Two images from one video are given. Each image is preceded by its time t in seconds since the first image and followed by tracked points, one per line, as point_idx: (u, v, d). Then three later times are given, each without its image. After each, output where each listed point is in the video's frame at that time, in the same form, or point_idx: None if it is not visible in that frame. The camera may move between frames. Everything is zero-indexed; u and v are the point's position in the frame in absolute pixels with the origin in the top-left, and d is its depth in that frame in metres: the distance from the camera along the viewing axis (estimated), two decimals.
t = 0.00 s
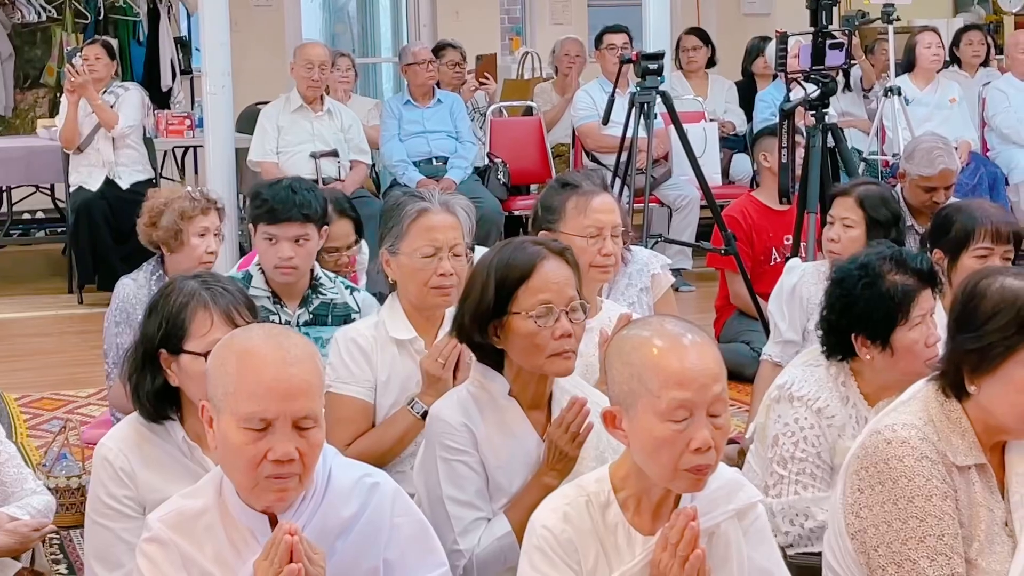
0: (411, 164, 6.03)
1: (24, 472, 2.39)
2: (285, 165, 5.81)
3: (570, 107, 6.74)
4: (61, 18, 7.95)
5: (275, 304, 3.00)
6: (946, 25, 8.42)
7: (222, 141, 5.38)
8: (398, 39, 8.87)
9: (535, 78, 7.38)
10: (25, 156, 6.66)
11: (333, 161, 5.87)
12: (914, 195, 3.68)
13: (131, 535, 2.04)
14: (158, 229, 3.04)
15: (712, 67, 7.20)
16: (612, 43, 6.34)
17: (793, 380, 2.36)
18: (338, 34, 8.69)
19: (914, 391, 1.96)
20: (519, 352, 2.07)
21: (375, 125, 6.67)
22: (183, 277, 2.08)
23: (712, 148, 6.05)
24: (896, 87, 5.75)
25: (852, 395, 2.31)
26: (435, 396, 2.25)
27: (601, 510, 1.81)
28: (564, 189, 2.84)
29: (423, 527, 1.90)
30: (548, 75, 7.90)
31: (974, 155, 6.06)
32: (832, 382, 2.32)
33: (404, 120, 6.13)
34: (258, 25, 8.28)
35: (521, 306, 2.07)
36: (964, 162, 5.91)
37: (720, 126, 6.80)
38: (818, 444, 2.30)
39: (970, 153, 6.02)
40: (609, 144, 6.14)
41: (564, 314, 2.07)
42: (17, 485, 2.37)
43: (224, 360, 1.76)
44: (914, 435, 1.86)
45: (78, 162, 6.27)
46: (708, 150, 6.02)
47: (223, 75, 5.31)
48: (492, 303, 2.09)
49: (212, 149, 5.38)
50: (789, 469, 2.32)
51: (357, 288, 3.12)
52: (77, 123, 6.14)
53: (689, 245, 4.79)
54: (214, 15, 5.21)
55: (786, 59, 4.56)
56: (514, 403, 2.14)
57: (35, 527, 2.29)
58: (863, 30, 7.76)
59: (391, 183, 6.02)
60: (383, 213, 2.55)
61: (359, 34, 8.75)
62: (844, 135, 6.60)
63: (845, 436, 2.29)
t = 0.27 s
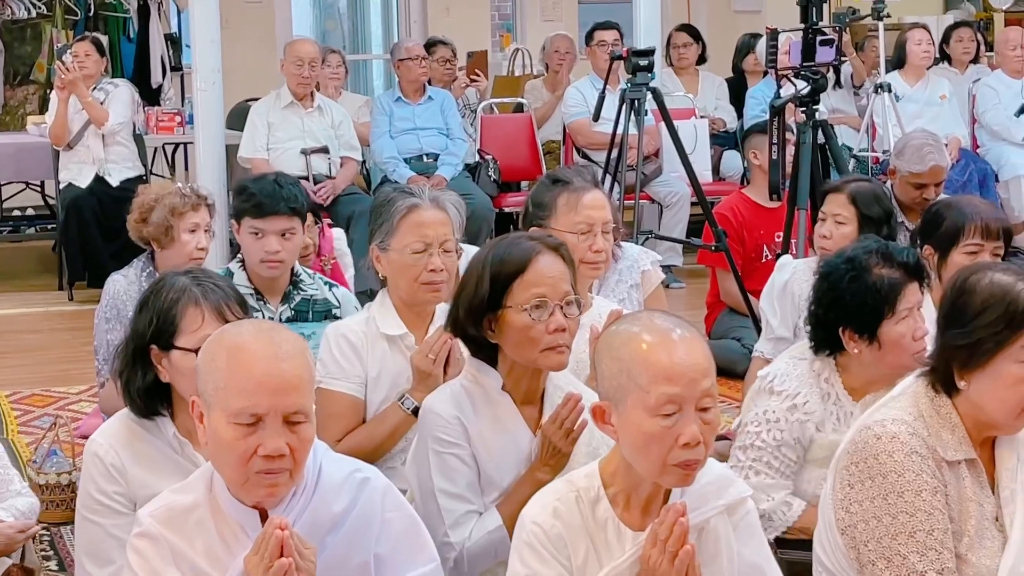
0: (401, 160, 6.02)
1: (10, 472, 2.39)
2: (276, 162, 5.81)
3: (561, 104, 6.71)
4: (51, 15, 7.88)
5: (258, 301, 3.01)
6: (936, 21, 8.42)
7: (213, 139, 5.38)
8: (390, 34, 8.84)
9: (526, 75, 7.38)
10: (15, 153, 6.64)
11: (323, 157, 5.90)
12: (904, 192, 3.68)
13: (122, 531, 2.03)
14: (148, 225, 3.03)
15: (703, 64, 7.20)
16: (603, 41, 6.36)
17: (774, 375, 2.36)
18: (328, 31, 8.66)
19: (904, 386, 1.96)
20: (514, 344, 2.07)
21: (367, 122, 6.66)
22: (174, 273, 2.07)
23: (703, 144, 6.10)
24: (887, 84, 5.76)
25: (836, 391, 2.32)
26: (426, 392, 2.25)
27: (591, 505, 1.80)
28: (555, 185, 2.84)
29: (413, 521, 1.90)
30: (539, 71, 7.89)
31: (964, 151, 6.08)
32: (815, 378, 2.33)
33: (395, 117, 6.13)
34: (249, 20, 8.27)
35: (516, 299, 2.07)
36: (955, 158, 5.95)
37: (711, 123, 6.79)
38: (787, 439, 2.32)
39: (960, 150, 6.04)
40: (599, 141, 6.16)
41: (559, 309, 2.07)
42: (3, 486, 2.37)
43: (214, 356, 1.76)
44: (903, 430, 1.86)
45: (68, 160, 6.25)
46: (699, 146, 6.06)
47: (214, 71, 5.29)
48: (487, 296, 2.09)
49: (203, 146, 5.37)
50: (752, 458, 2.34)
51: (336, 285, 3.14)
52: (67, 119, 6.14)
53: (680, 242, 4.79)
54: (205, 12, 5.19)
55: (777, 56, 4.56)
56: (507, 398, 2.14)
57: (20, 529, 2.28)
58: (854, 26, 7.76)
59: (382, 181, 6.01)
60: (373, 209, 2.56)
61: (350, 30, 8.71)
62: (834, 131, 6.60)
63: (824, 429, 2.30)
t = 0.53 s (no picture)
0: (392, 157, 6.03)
1: None
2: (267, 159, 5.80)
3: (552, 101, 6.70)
4: (42, 11, 7.91)
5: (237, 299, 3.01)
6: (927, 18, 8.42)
7: (202, 136, 5.37)
8: (380, 35, 8.78)
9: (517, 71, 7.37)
10: (5, 149, 6.63)
11: (313, 154, 5.88)
12: (894, 188, 3.69)
13: (111, 527, 2.03)
14: (139, 220, 3.03)
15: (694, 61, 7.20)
16: (593, 37, 6.36)
17: (755, 366, 2.40)
18: (319, 27, 8.60)
19: (894, 383, 1.97)
20: (512, 340, 2.07)
21: (357, 119, 6.66)
22: (165, 269, 2.07)
23: (694, 141, 6.11)
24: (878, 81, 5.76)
25: (817, 385, 2.34)
26: (417, 388, 2.24)
27: (581, 502, 1.80)
28: (546, 181, 2.84)
29: (404, 517, 1.90)
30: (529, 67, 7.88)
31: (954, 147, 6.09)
32: (795, 371, 2.36)
33: (386, 114, 6.13)
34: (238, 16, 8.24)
35: (517, 294, 2.07)
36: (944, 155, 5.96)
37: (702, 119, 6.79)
38: (762, 432, 2.33)
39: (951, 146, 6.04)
40: (589, 138, 6.16)
41: (559, 306, 2.07)
42: None
43: (206, 351, 1.75)
44: (894, 426, 1.86)
45: (59, 157, 6.24)
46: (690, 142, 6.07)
47: (204, 68, 5.28)
48: (488, 290, 2.09)
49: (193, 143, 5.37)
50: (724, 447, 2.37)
51: (315, 283, 3.15)
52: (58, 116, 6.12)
53: (670, 238, 4.79)
54: (195, 9, 5.18)
55: (767, 53, 4.57)
56: (503, 393, 2.14)
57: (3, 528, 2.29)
58: (844, 22, 7.75)
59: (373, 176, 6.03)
60: (364, 205, 2.56)
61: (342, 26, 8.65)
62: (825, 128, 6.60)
63: (801, 420, 2.32)
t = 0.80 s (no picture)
0: (383, 153, 6.02)
1: None
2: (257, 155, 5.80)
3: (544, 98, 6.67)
4: (32, 7, 7.72)
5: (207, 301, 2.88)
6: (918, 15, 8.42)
7: (193, 132, 5.37)
8: (371, 29, 8.75)
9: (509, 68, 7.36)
10: None
11: (305, 151, 5.90)
12: (885, 185, 3.69)
13: (102, 524, 2.03)
14: (129, 217, 3.04)
15: (685, 58, 7.19)
16: (585, 34, 6.36)
17: (738, 364, 2.40)
18: (310, 24, 8.59)
19: (884, 379, 1.97)
20: (511, 337, 2.07)
21: (348, 116, 6.65)
22: (154, 265, 2.07)
23: (685, 138, 6.13)
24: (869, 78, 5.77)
25: (802, 380, 2.35)
26: (409, 384, 2.25)
27: (572, 499, 1.80)
28: (537, 178, 2.84)
29: (395, 513, 1.90)
30: (520, 64, 7.87)
31: (945, 144, 6.09)
32: (779, 367, 2.37)
33: (377, 110, 6.12)
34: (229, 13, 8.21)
35: (519, 292, 2.07)
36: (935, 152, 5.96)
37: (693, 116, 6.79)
38: (747, 429, 2.34)
39: (941, 143, 6.05)
40: (581, 135, 6.16)
41: (560, 305, 2.07)
42: None
43: (197, 347, 1.75)
44: (884, 422, 1.86)
45: (50, 154, 6.23)
46: (681, 140, 6.07)
47: (195, 64, 5.27)
48: (491, 286, 2.08)
49: (184, 138, 5.37)
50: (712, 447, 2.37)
51: (290, 279, 3.03)
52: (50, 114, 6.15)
53: (662, 235, 4.78)
54: (186, 5, 5.17)
55: (758, 49, 4.57)
56: (498, 390, 2.14)
57: None
58: (835, 19, 7.75)
59: (363, 174, 5.98)
60: (355, 201, 2.57)
61: (332, 22, 8.64)
62: (816, 124, 6.60)
63: (786, 415, 2.33)
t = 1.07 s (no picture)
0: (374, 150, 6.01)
1: None
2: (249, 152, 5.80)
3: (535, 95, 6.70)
4: (22, 3, 7.42)
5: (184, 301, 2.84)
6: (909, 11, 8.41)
7: (185, 129, 5.36)
8: (363, 28, 8.66)
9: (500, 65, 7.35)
10: None
11: (296, 148, 5.88)
12: (876, 183, 3.69)
13: (92, 520, 2.03)
14: (119, 213, 3.03)
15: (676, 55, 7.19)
16: (576, 31, 6.36)
17: (733, 363, 2.39)
18: (302, 21, 8.46)
19: (875, 376, 1.97)
20: (508, 335, 2.06)
21: (340, 113, 6.65)
22: (144, 262, 2.07)
23: (677, 135, 6.12)
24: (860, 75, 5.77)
25: (794, 378, 2.35)
26: (402, 381, 2.25)
27: (562, 496, 1.80)
28: (528, 174, 2.84)
29: (387, 510, 1.90)
30: (511, 61, 7.86)
31: (936, 141, 6.10)
32: (772, 366, 2.36)
33: (369, 107, 6.11)
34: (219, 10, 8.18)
35: (515, 289, 2.06)
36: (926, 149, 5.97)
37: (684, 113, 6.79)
38: (741, 427, 2.35)
39: (933, 140, 6.05)
40: (572, 132, 6.16)
41: (557, 303, 2.06)
42: None
43: (188, 342, 1.75)
44: (874, 419, 1.86)
45: (42, 151, 6.22)
46: (672, 137, 6.07)
47: (186, 61, 5.27)
48: (488, 283, 2.08)
49: (175, 135, 5.36)
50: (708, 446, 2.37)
51: (266, 272, 2.99)
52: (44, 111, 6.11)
53: (653, 232, 4.78)
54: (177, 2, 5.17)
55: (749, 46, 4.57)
56: (493, 388, 2.13)
57: None
58: (827, 16, 7.75)
59: (354, 171, 6.00)
60: (347, 198, 2.57)
61: (324, 19, 8.52)
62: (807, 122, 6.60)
63: (780, 415, 2.34)
